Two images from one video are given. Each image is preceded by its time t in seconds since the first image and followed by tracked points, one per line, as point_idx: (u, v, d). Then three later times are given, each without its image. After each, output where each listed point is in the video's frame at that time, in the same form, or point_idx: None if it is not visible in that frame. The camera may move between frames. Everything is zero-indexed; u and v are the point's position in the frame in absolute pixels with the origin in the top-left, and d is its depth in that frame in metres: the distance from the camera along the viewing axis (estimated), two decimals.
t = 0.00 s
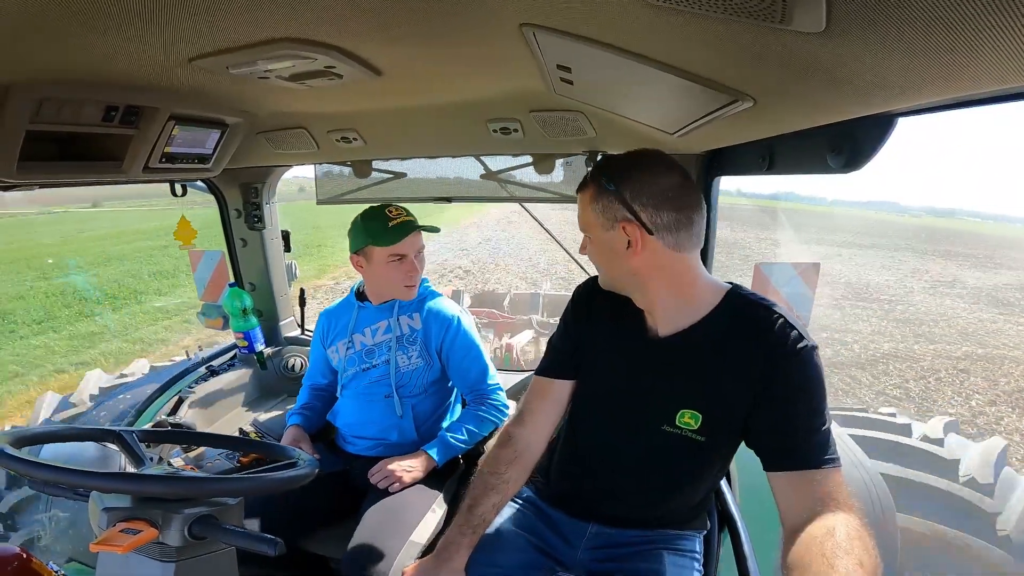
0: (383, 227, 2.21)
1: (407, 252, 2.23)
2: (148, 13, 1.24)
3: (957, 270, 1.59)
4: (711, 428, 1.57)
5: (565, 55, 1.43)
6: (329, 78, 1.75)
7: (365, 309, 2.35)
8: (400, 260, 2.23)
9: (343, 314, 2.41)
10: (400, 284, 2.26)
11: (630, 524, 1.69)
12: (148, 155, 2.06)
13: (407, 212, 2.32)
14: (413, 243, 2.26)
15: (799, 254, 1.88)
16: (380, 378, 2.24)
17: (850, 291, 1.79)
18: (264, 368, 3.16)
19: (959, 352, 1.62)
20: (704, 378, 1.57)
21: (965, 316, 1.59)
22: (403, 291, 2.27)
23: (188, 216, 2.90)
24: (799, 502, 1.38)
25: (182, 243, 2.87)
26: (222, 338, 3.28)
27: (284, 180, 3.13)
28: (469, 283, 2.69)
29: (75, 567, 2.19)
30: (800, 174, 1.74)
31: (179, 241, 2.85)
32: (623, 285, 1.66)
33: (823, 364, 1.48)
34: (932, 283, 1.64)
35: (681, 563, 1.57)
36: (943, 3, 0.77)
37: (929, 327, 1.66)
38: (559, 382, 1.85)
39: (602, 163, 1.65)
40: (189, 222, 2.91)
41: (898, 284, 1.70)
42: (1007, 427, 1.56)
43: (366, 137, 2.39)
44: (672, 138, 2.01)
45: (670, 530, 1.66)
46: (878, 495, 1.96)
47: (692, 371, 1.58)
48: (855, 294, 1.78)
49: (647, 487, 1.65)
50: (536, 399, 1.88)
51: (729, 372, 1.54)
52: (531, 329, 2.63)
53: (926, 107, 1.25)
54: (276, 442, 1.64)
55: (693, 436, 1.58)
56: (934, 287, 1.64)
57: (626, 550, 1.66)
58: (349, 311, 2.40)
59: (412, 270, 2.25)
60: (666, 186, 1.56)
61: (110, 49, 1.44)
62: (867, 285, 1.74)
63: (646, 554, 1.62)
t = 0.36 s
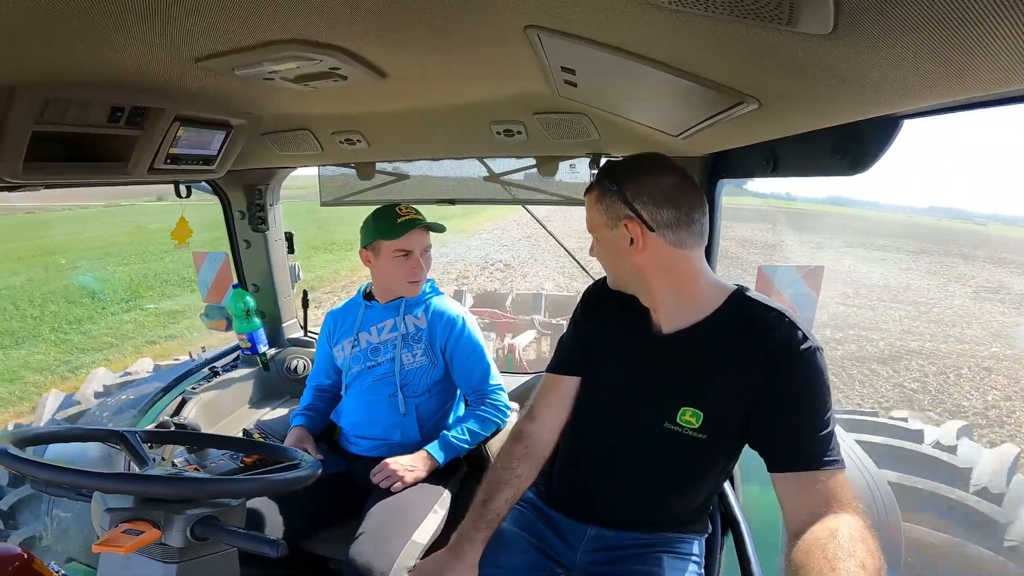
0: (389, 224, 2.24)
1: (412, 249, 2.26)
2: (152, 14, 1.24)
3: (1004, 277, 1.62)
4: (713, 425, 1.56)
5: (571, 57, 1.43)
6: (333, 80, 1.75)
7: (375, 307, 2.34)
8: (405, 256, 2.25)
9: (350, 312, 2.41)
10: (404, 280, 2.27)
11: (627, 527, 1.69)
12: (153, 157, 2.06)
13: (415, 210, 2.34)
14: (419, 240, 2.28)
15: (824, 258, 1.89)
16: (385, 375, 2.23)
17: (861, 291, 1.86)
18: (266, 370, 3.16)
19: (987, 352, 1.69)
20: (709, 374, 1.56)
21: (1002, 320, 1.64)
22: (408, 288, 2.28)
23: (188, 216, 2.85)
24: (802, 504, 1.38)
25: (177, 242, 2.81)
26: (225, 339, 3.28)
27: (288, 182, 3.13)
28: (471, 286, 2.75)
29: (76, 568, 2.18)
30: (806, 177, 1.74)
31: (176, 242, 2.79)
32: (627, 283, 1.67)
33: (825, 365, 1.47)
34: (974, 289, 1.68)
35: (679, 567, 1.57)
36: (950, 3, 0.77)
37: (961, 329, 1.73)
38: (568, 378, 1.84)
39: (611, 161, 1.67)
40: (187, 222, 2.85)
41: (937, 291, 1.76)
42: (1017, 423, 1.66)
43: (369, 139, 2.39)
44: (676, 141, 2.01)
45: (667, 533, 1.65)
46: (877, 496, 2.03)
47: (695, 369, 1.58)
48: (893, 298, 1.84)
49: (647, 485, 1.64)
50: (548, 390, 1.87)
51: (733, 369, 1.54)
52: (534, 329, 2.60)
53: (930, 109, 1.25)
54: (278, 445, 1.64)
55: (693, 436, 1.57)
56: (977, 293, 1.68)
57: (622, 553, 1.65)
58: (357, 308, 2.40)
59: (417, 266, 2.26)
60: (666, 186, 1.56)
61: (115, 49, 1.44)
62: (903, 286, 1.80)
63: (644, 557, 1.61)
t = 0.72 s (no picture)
0: (367, 220, 2.26)
1: (390, 246, 2.26)
2: (146, 14, 1.24)
3: None
4: (710, 425, 1.56)
5: (567, 57, 1.43)
6: (328, 80, 1.75)
7: (369, 306, 2.35)
8: (383, 253, 2.26)
9: (347, 311, 2.41)
10: (383, 277, 2.28)
11: (624, 526, 1.69)
12: (147, 157, 2.05)
13: (396, 203, 2.32)
14: (397, 235, 2.27)
15: (836, 254, 1.89)
16: (381, 374, 2.23)
17: (888, 292, 1.82)
18: (262, 371, 3.15)
19: (1005, 351, 1.57)
20: (704, 373, 1.57)
21: None
22: (388, 284, 2.29)
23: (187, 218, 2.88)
24: (797, 504, 1.38)
25: (178, 244, 2.85)
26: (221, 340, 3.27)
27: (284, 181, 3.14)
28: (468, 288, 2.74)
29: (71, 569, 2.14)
30: (802, 177, 1.74)
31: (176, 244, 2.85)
32: (622, 284, 1.66)
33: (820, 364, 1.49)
34: (1008, 294, 1.53)
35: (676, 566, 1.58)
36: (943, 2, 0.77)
37: (984, 330, 1.61)
38: (562, 379, 1.83)
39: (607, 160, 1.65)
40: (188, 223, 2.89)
41: (970, 294, 1.63)
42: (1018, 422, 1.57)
43: (365, 139, 2.39)
44: (672, 140, 2.01)
45: (664, 533, 1.67)
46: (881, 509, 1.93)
47: (691, 368, 1.58)
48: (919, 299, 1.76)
49: (643, 485, 1.65)
50: (542, 390, 1.85)
51: (729, 368, 1.55)
52: (532, 330, 2.61)
53: (924, 109, 1.25)
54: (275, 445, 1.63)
55: (691, 436, 1.58)
56: (1012, 298, 1.53)
57: (619, 553, 1.65)
58: (353, 306, 2.40)
59: (394, 264, 2.26)
60: (668, 185, 1.56)
61: (108, 50, 1.43)
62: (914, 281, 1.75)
63: (641, 556, 1.62)
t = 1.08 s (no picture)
0: (357, 225, 2.26)
1: (381, 250, 2.25)
2: (144, 14, 1.24)
3: None
4: (712, 427, 1.56)
5: (565, 56, 1.43)
6: (328, 79, 1.75)
7: (367, 306, 2.35)
8: (374, 257, 2.26)
9: (345, 311, 2.41)
10: (375, 281, 2.28)
11: (623, 526, 1.69)
12: (145, 156, 2.05)
13: (388, 206, 2.30)
14: (387, 240, 2.25)
15: (871, 255, 2.12)
16: (379, 374, 2.23)
17: (917, 296, 2.19)
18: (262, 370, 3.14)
19: None
20: (703, 375, 1.57)
21: None
22: (382, 288, 2.29)
23: (184, 218, 2.88)
24: (793, 504, 1.38)
25: (171, 242, 2.86)
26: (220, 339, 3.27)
27: (282, 181, 3.14)
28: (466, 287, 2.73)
29: (70, 568, 2.13)
30: (800, 177, 1.74)
31: (171, 241, 2.85)
32: (677, 291, 1.56)
33: (817, 369, 1.50)
34: None
35: (676, 566, 1.59)
36: (940, 3, 0.77)
37: (1008, 332, 2.01)
38: (557, 382, 1.80)
39: (640, 158, 1.51)
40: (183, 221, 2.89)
41: (1003, 303, 1.99)
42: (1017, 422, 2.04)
43: (364, 138, 2.39)
44: (671, 140, 2.00)
45: (663, 533, 1.66)
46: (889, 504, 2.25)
47: (690, 369, 1.58)
48: (948, 303, 2.15)
49: (642, 487, 1.64)
50: (536, 396, 1.83)
51: (728, 369, 1.55)
52: (530, 329, 2.61)
53: (922, 109, 1.26)
54: (273, 445, 1.62)
55: (692, 438, 1.57)
56: None
57: (619, 553, 1.66)
58: (351, 306, 2.40)
59: (385, 268, 2.26)
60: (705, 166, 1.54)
61: (106, 49, 1.44)
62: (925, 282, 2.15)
63: (640, 556, 1.62)
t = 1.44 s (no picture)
0: (364, 222, 2.24)
1: (387, 250, 2.25)
2: (144, 13, 1.24)
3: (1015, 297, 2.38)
4: (712, 425, 1.57)
5: (568, 56, 1.43)
6: (327, 78, 1.74)
7: (367, 306, 2.35)
8: (380, 256, 2.25)
9: (345, 311, 2.41)
10: (380, 280, 2.28)
11: (625, 525, 1.69)
12: (145, 156, 2.05)
13: (395, 205, 2.29)
14: (394, 239, 2.25)
15: (912, 260, 2.44)
16: (379, 374, 2.23)
17: (948, 300, 2.49)
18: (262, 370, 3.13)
19: None
20: (703, 372, 1.57)
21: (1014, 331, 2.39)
22: (385, 288, 2.29)
23: (185, 218, 2.85)
24: (795, 500, 1.38)
25: (171, 243, 2.83)
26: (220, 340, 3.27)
27: (280, 181, 3.13)
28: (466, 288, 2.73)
29: (71, 570, 2.13)
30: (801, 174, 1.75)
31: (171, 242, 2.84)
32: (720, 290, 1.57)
33: (815, 364, 1.49)
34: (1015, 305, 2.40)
35: (678, 564, 1.59)
36: (942, 2, 0.78)
37: None
38: (558, 382, 1.78)
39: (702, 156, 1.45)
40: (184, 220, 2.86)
41: None
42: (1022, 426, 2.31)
43: (364, 138, 2.39)
44: (671, 139, 2.01)
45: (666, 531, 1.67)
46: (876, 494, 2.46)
47: (690, 367, 1.59)
48: (983, 309, 2.45)
49: (646, 484, 1.64)
50: (534, 398, 1.83)
51: (729, 364, 1.55)
52: (531, 329, 2.61)
53: (922, 107, 1.26)
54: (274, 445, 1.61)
55: (694, 436, 1.58)
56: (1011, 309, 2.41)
57: (620, 551, 1.66)
58: (350, 307, 2.40)
59: (391, 267, 2.26)
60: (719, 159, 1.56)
61: (108, 50, 1.44)
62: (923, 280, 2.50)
63: (642, 554, 1.62)
